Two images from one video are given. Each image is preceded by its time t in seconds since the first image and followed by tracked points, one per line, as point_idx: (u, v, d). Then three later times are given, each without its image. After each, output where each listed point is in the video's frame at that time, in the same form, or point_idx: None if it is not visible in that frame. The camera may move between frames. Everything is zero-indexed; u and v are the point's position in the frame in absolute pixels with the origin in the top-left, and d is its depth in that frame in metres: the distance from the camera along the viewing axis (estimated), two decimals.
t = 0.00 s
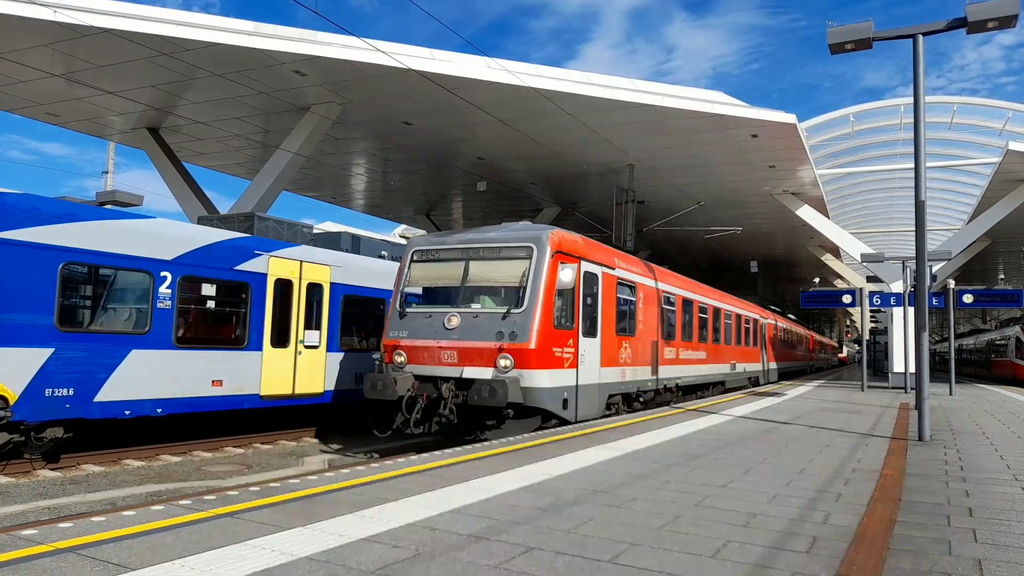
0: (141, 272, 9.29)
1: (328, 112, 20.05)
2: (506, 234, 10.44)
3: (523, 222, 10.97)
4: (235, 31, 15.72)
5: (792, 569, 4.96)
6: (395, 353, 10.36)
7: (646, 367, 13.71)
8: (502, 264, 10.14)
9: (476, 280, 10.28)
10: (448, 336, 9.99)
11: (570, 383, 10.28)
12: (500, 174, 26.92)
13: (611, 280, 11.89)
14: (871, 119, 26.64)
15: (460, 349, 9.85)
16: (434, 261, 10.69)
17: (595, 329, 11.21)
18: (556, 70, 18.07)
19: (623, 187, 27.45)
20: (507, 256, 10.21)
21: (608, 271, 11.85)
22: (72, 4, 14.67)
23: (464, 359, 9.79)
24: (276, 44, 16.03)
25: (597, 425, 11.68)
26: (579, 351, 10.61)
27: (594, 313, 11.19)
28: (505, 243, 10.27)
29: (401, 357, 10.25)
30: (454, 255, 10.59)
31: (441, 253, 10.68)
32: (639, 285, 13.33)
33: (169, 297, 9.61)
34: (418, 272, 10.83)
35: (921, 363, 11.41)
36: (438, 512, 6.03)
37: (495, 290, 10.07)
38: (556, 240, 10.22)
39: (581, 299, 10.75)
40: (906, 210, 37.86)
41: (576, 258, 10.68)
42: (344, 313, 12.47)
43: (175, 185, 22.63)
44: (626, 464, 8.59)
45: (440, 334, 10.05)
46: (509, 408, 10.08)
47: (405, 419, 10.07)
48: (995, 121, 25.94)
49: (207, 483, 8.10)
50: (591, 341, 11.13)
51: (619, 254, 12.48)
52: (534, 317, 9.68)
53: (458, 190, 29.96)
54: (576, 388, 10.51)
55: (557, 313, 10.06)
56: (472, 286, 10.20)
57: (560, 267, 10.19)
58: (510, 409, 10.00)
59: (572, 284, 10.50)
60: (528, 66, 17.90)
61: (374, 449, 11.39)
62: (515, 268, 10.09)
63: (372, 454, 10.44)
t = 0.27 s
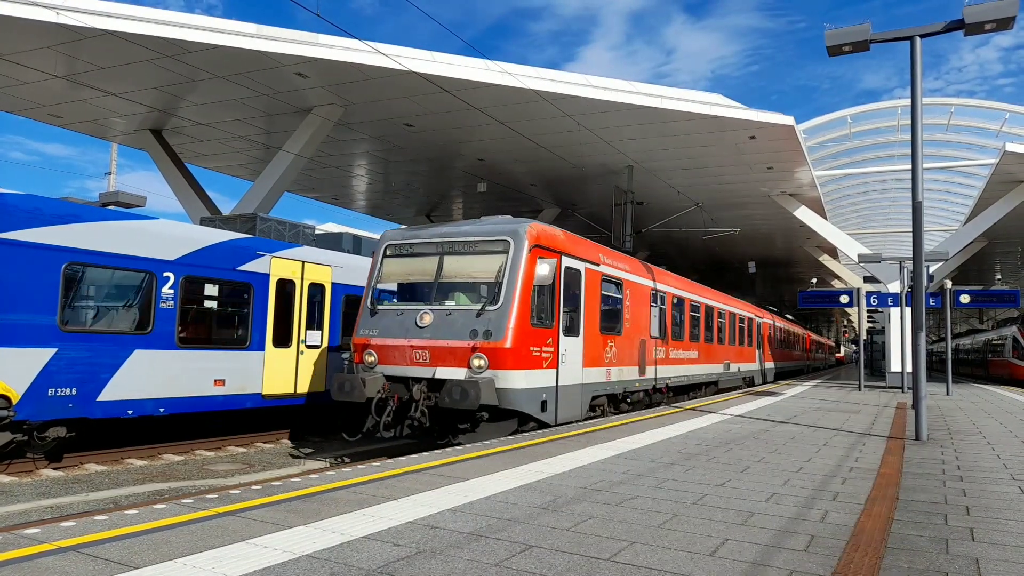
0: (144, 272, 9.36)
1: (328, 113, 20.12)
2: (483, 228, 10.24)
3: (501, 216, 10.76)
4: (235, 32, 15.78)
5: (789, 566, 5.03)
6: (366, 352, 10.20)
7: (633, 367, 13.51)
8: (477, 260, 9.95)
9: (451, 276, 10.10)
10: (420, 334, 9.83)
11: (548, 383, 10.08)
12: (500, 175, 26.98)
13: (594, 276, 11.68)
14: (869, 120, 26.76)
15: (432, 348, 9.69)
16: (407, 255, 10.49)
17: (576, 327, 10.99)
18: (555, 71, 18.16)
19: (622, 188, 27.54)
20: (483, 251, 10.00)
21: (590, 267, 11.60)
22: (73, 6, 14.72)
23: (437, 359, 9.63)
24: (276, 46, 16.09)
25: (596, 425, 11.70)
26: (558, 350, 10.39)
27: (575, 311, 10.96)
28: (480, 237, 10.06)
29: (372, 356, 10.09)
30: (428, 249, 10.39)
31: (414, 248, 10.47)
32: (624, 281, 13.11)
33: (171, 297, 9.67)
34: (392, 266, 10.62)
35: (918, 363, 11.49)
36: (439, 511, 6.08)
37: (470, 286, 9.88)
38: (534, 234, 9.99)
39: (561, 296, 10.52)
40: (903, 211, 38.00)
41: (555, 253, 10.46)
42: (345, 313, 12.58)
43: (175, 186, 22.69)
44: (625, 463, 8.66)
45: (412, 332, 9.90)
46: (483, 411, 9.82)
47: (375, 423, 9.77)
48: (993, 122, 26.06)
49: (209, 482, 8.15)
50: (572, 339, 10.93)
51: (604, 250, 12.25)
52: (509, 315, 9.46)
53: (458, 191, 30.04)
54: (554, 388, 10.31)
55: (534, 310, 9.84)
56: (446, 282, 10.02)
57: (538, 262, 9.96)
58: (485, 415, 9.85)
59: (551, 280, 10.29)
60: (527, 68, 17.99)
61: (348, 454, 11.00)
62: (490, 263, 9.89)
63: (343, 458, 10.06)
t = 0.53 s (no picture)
0: (144, 272, 9.36)
1: (328, 113, 20.12)
2: (455, 220, 9.65)
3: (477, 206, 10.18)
4: (236, 32, 15.78)
5: (789, 566, 5.03)
6: (329, 352, 9.63)
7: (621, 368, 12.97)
8: (449, 253, 9.37)
9: (419, 270, 9.52)
10: (386, 333, 9.26)
11: (524, 385, 9.52)
12: (501, 175, 26.97)
13: (577, 271, 11.09)
14: (869, 120, 26.77)
15: (398, 348, 9.11)
16: (375, 249, 9.92)
17: (556, 326, 10.43)
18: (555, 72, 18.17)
19: (622, 188, 27.55)
20: (454, 243, 9.43)
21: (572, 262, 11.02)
22: (74, 6, 14.73)
23: (403, 359, 9.05)
24: (277, 46, 16.10)
25: (595, 425, 11.69)
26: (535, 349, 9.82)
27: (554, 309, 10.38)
28: (452, 229, 9.48)
29: (336, 356, 9.52)
30: (397, 242, 9.81)
31: (382, 241, 9.91)
32: (611, 277, 12.53)
33: (171, 297, 9.68)
34: (359, 260, 10.06)
35: (919, 363, 11.48)
36: (439, 511, 6.08)
37: (440, 281, 9.30)
38: (509, 225, 9.40)
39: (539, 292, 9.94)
40: (903, 211, 38.02)
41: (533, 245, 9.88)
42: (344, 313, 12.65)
43: (175, 186, 22.70)
44: (624, 463, 8.65)
45: (378, 331, 9.33)
46: (452, 415, 9.27)
47: (338, 427, 9.17)
48: (993, 122, 26.06)
49: (209, 482, 8.17)
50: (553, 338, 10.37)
51: (588, 244, 11.65)
52: (480, 312, 8.89)
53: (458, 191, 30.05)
54: (531, 390, 9.75)
55: (508, 307, 9.27)
56: (415, 277, 9.45)
57: (513, 255, 9.38)
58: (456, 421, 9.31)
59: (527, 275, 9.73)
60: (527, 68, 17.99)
61: (315, 458, 10.37)
62: (462, 257, 9.31)
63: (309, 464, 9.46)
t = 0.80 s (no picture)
0: (144, 271, 9.38)
1: (328, 113, 20.11)
2: (421, 210, 9.16)
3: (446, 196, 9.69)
4: (236, 32, 15.78)
5: (789, 566, 5.03)
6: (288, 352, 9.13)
7: (607, 370, 12.50)
8: (413, 246, 8.89)
9: (382, 264, 9.04)
10: (345, 331, 8.77)
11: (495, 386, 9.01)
12: (501, 175, 26.96)
13: (555, 266, 10.57)
14: (869, 120, 26.77)
15: (358, 347, 8.61)
16: (337, 242, 9.44)
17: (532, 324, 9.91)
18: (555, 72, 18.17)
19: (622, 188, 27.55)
20: (420, 235, 8.94)
21: (549, 256, 10.49)
22: (74, 6, 14.73)
23: (364, 359, 8.55)
24: (277, 46, 16.10)
25: (595, 425, 11.69)
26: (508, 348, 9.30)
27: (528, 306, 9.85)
28: (418, 220, 9.00)
29: (293, 356, 9.04)
30: (360, 234, 9.33)
31: (344, 233, 9.43)
32: (594, 272, 12.03)
33: (171, 297, 9.69)
34: (321, 254, 9.57)
35: (919, 363, 11.48)
36: (439, 511, 6.08)
37: (405, 276, 8.81)
38: (478, 216, 8.86)
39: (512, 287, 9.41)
40: (903, 211, 38.01)
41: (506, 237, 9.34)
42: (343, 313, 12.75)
43: (175, 186, 22.70)
44: (624, 463, 8.64)
45: (337, 329, 8.85)
46: (414, 420, 8.81)
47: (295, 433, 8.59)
48: (993, 122, 26.06)
49: (210, 482, 8.18)
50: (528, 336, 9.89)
51: (567, 237, 11.15)
52: (445, 309, 8.36)
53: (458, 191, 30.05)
54: (503, 392, 9.25)
55: (476, 303, 8.75)
56: (377, 271, 8.97)
57: (482, 247, 8.85)
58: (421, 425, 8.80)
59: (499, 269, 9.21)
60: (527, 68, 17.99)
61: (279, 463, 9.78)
62: (427, 250, 8.81)
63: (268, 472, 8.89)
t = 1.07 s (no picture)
0: (145, 271, 9.45)
1: (328, 113, 20.12)
2: (381, 197, 8.38)
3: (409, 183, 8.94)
4: (235, 32, 15.78)
5: (789, 566, 5.03)
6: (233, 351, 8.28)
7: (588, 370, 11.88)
8: (371, 235, 8.11)
9: (337, 256, 8.23)
10: (295, 329, 7.93)
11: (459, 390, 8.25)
12: (501, 175, 26.97)
13: (528, 260, 9.83)
14: (869, 120, 26.76)
15: (307, 346, 7.75)
16: (291, 232, 8.66)
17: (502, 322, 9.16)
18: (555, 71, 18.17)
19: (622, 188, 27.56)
20: (379, 224, 8.16)
21: (521, 248, 9.75)
22: (73, 6, 14.73)
23: (314, 359, 7.69)
24: (277, 46, 16.10)
25: (595, 425, 11.70)
26: (472, 348, 8.51)
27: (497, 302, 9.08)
28: (377, 208, 8.24)
29: (241, 356, 8.17)
30: (315, 224, 8.55)
31: (299, 223, 8.65)
32: (573, 267, 11.37)
33: (171, 297, 9.75)
34: (272, 246, 8.76)
35: (919, 363, 11.47)
36: (439, 511, 6.09)
37: (361, 268, 8.00)
38: (440, 203, 8.11)
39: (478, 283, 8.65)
40: (904, 211, 38.02)
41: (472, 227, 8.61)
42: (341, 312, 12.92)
43: (175, 186, 22.70)
44: (624, 463, 8.64)
45: (286, 326, 8.01)
46: (369, 425, 7.98)
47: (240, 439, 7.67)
48: (993, 122, 26.05)
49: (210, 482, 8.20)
50: (500, 333, 9.21)
51: (544, 229, 10.54)
52: (401, 304, 7.57)
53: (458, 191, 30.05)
54: (468, 396, 8.49)
55: (438, 298, 7.98)
56: (332, 263, 8.16)
57: (444, 237, 8.08)
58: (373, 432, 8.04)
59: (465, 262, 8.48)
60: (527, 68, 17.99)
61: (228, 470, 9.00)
62: (386, 240, 8.02)
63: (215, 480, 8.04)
